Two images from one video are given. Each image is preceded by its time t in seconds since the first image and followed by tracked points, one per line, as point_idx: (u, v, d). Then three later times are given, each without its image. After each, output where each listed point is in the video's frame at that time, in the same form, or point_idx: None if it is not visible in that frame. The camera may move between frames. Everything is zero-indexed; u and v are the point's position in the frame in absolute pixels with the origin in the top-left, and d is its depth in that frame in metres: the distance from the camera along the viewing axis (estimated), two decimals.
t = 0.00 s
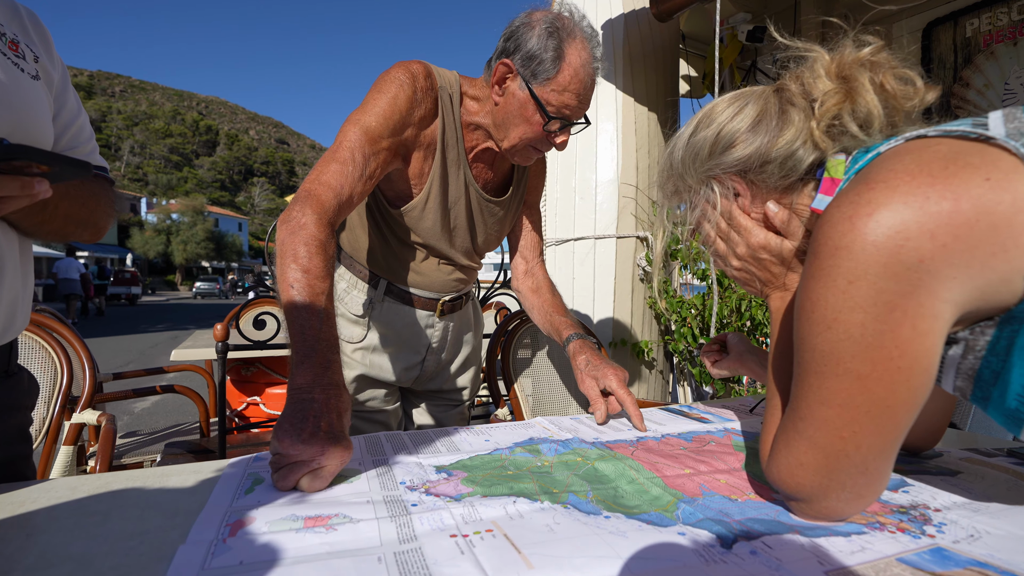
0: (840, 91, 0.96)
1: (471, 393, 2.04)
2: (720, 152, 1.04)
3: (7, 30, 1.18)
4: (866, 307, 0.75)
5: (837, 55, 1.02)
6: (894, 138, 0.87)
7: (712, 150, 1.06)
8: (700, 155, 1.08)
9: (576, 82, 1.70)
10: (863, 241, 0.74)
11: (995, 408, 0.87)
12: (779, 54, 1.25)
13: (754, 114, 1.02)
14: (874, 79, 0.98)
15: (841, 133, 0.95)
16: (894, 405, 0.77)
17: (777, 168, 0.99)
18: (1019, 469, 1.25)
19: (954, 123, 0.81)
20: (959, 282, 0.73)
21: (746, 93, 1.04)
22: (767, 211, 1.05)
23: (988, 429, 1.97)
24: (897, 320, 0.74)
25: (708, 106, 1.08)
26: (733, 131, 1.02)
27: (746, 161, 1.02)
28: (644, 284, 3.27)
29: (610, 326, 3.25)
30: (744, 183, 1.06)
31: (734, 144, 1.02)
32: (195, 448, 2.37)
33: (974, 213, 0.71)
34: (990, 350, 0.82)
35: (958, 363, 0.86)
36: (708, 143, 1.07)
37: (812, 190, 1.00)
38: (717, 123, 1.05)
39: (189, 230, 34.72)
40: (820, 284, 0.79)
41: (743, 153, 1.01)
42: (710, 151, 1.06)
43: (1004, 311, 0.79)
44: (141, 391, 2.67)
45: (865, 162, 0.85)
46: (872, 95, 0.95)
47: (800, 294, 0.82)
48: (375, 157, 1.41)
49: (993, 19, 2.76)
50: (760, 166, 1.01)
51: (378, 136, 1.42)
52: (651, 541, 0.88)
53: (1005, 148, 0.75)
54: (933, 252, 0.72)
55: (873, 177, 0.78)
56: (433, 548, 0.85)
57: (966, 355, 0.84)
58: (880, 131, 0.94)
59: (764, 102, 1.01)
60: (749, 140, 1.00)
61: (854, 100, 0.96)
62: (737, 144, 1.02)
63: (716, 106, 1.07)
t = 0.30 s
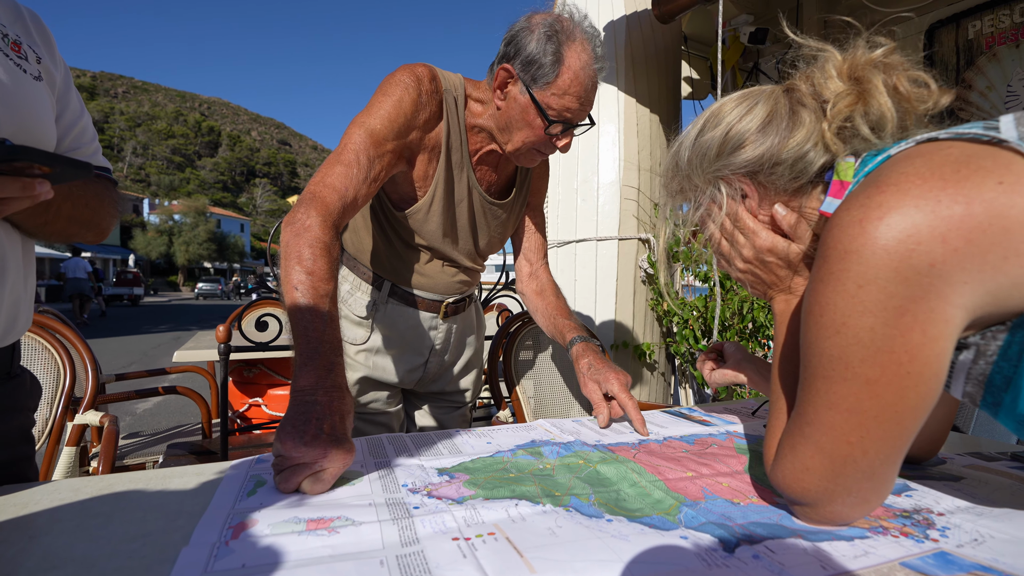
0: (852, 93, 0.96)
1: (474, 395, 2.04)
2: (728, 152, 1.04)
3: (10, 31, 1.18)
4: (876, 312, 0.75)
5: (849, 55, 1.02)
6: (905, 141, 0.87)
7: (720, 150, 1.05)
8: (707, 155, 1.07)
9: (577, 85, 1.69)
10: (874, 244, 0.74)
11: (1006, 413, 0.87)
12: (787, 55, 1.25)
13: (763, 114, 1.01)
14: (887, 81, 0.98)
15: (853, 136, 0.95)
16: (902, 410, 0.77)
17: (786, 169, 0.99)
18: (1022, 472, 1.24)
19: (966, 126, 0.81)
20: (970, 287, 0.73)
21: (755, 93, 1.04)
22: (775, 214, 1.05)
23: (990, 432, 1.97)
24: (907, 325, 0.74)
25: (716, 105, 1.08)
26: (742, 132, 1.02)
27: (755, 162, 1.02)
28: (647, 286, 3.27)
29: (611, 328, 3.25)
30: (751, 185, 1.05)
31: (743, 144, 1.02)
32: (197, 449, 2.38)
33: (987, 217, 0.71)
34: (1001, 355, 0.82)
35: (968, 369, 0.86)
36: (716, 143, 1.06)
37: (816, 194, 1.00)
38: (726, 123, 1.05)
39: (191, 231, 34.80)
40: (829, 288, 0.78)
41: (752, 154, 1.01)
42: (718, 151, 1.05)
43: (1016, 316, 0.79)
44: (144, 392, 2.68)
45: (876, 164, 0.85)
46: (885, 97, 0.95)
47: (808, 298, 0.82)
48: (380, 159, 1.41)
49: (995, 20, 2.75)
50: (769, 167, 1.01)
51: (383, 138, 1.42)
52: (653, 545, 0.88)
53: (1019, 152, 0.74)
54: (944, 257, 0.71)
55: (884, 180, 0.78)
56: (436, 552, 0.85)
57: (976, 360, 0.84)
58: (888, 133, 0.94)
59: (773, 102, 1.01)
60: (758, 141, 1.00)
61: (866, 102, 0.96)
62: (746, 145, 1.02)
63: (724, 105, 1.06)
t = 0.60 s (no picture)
0: (853, 97, 0.96)
1: (475, 398, 2.04)
2: (730, 155, 1.04)
3: (12, 35, 1.19)
4: (878, 314, 0.74)
5: (850, 59, 1.02)
6: (907, 143, 0.86)
7: (721, 153, 1.05)
8: (709, 158, 1.07)
9: (571, 89, 1.68)
10: (877, 247, 0.73)
11: (1009, 417, 0.86)
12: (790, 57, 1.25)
13: (764, 117, 1.01)
14: (889, 85, 0.98)
15: (854, 139, 0.95)
16: (906, 413, 0.76)
17: (788, 172, 0.99)
18: None
19: (967, 128, 0.81)
20: (973, 289, 0.72)
21: (756, 96, 1.04)
22: (777, 216, 1.05)
23: (994, 436, 1.95)
24: (910, 328, 0.73)
25: (717, 108, 1.08)
26: (744, 135, 1.01)
27: (757, 165, 1.01)
28: (648, 289, 3.27)
29: (613, 331, 3.25)
30: (753, 188, 1.05)
31: (744, 148, 1.02)
32: (198, 452, 2.37)
33: (990, 220, 0.71)
34: (1003, 358, 0.81)
35: (970, 371, 0.86)
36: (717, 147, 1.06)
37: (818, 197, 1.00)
38: (727, 126, 1.04)
39: (193, 235, 34.88)
40: (831, 291, 0.78)
41: (754, 157, 1.01)
42: (719, 154, 1.05)
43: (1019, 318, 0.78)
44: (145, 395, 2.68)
45: (876, 167, 0.84)
46: (887, 101, 0.95)
47: (810, 300, 0.82)
48: (383, 162, 1.41)
49: (997, 24, 2.74)
50: (771, 171, 1.01)
51: (385, 142, 1.42)
52: (654, 549, 0.88)
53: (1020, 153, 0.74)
54: (947, 259, 0.71)
55: (885, 182, 0.77)
56: (436, 556, 0.84)
57: (979, 363, 0.84)
58: (889, 136, 0.94)
59: (775, 105, 1.01)
60: (759, 144, 1.00)
61: (868, 105, 0.95)
62: (747, 149, 1.01)
63: (726, 108, 1.06)
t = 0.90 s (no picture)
0: (849, 98, 0.96)
1: (477, 399, 2.04)
2: (726, 157, 1.04)
3: (14, 37, 1.19)
4: (876, 315, 0.74)
5: (846, 61, 1.03)
6: (902, 144, 0.87)
7: (718, 155, 1.05)
8: (705, 160, 1.07)
9: (571, 91, 1.69)
10: (873, 248, 0.74)
11: (1005, 416, 0.86)
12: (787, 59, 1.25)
13: (761, 119, 1.01)
14: (885, 87, 0.98)
15: (850, 140, 0.95)
16: (904, 414, 0.77)
17: (785, 174, 0.99)
18: None
19: (963, 129, 0.81)
20: (970, 289, 0.73)
21: (751, 98, 1.04)
22: (774, 218, 1.05)
23: (995, 438, 1.95)
24: (908, 328, 0.74)
25: (712, 110, 1.08)
26: (740, 137, 1.02)
27: (754, 166, 1.01)
28: (649, 290, 3.28)
29: (614, 332, 3.25)
30: (750, 190, 1.05)
31: (741, 150, 1.02)
32: (199, 454, 2.38)
33: (986, 220, 0.71)
34: (1001, 358, 0.81)
35: (968, 372, 0.86)
36: (714, 149, 1.06)
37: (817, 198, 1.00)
38: (724, 127, 1.04)
39: (195, 237, 34.93)
40: (828, 292, 0.78)
41: (750, 159, 1.01)
42: (716, 156, 1.05)
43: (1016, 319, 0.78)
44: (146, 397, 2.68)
45: (872, 167, 0.85)
46: (883, 102, 0.95)
47: (808, 301, 0.82)
48: (384, 164, 1.42)
49: (996, 25, 2.74)
50: (767, 173, 1.01)
51: (386, 144, 1.43)
52: (655, 550, 0.88)
53: (1015, 154, 0.74)
54: (944, 259, 0.71)
55: (882, 183, 0.77)
56: (436, 556, 0.84)
57: (977, 363, 0.84)
58: (887, 136, 0.94)
59: (771, 107, 1.02)
60: (756, 146, 1.00)
61: (865, 106, 0.96)
62: (744, 150, 1.02)
63: (722, 110, 1.06)
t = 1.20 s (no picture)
0: (843, 103, 0.97)
1: (478, 404, 2.04)
2: (721, 163, 1.05)
3: (18, 46, 1.20)
4: (870, 319, 0.75)
5: (839, 67, 1.03)
6: (895, 148, 0.87)
7: (714, 161, 1.06)
8: (702, 166, 1.08)
9: (574, 95, 1.70)
10: (866, 251, 0.74)
11: (1001, 418, 0.87)
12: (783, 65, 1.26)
13: (756, 125, 1.02)
14: (879, 91, 0.99)
15: (845, 144, 0.96)
16: (900, 417, 0.77)
17: (781, 179, 1.00)
18: None
19: (955, 133, 0.81)
20: (963, 292, 0.73)
21: (746, 104, 1.05)
22: (770, 222, 1.06)
23: (997, 442, 1.95)
24: (902, 331, 0.74)
25: (707, 118, 1.08)
26: (736, 143, 1.02)
27: (750, 171, 1.02)
28: (650, 294, 3.28)
29: (615, 337, 3.25)
30: (747, 195, 1.06)
31: (737, 155, 1.02)
32: (201, 459, 2.38)
33: (977, 223, 0.71)
34: (994, 361, 0.81)
35: (962, 374, 0.86)
36: (710, 154, 1.07)
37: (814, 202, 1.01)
38: (719, 133, 1.05)
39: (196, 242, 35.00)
40: (823, 296, 0.79)
41: (746, 164, 1.02)
42: (712, 162, 1.06)
43: (1008, 323, 0.78)
44: (148, 402, 2.68)
45: (866, 172, 0.85)
46: (876, 107, 0.96)
47: (803, 306, 0.82)
48: (385, 170, 1.43)
49: (995, 29, 2.76)
50: (763, 178, 1.01)
51: (388, 150, 1.43)
52: (655, 555, 0.88)
53: (1007, 159, 0.74)
54: (937, 263, 0.71)
55: (874, 188, 0.78)
56: (436, 559, 0.85)
57: (971, 366, 0.84)
58: (882, 140, 0.94)
59: (765, 112, 1.02)
60: (751, 151, 1.01)
61: (858, 111, 0.96)
62: (739, 156, 1.02)
63: (717, 117, 1.07)
